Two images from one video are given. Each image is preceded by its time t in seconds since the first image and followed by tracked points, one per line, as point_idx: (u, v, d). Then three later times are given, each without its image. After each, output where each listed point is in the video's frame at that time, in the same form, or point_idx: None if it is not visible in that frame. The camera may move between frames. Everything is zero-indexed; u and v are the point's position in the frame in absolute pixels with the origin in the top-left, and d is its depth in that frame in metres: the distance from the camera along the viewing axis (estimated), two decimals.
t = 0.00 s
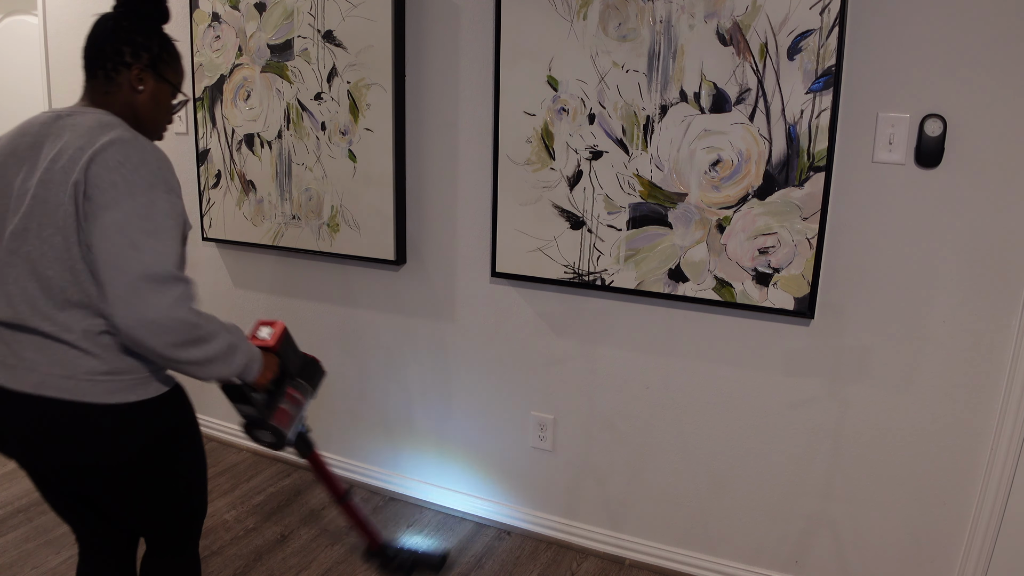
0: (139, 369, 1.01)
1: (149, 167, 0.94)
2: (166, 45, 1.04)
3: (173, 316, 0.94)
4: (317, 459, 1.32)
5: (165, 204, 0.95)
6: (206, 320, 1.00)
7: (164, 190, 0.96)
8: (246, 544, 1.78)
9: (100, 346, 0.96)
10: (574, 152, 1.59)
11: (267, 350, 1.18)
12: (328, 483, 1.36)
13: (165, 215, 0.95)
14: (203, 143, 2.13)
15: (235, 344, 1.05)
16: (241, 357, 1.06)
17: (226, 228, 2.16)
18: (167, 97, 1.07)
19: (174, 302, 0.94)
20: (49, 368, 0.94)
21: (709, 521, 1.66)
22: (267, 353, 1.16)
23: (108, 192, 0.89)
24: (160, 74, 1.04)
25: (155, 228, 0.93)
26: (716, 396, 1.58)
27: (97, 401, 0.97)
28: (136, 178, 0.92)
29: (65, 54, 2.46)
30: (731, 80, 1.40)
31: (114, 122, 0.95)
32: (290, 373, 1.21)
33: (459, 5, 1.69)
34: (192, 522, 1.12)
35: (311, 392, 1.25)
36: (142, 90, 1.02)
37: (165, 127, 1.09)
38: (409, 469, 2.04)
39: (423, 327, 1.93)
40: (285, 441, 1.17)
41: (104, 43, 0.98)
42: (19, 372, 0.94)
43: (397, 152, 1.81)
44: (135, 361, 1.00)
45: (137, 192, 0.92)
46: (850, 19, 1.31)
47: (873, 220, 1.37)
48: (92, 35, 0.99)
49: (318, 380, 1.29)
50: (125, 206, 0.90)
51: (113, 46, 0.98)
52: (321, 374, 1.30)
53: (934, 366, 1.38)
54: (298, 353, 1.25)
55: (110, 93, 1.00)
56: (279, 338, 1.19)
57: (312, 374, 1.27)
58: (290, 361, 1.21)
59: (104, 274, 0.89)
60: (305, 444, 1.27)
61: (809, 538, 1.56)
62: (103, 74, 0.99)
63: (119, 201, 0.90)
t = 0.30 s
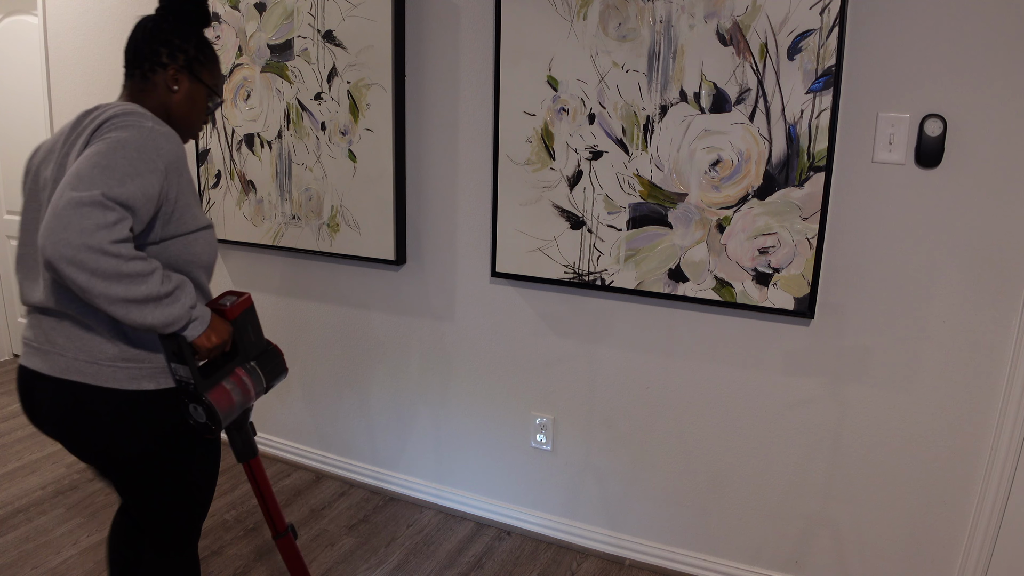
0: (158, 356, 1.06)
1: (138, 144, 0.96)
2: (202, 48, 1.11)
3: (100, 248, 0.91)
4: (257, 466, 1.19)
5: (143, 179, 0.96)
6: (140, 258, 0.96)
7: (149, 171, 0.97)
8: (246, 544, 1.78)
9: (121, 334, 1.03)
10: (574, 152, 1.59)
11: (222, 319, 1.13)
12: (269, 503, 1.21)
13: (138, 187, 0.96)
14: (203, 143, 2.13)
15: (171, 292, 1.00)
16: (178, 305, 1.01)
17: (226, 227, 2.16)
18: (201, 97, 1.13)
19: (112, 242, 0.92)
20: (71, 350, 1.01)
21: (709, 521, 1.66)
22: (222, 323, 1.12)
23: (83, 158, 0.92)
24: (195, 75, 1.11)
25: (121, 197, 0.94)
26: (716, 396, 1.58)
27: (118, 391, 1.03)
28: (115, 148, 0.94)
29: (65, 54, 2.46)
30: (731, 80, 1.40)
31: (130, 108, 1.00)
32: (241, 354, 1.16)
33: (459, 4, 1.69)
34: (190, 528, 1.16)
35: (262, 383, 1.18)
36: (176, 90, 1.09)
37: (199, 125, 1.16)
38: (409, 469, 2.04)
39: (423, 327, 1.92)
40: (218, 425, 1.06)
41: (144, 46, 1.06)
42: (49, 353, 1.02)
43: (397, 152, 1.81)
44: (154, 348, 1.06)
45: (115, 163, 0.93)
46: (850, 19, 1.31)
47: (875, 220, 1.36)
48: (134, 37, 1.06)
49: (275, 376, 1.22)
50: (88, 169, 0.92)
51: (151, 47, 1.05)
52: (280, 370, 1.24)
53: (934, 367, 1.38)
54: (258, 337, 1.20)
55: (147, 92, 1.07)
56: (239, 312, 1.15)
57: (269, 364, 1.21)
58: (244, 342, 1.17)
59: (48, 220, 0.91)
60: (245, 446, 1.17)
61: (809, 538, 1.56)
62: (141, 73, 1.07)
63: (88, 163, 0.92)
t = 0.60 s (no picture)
0: (154, 349, 1.06)
1: (169, 164, 0.98)
2: (223, 52, 1.13)
3: (165, 288, 0.97)
4: (325, 453, 1.18)
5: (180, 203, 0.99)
6: (195, 292, 1.02)
7: (181, 190, 1.00)
8: (246, 544, 1.78)
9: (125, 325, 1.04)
10: (574, 152, 1.59)
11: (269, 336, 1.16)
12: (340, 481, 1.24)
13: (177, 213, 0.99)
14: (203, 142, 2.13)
15: (222, 322, 1.07)
16: (228, 334, 1.07)
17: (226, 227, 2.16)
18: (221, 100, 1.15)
19: (173, 281, 0.98)
20: (79, 337, 1.05)
21: (709, 521, 1.66)
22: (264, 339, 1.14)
23: (122, 184, 0.94)
24: (216, 79, 1.13)
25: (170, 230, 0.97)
26: (716, 396, 1.58)
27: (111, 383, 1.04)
28: (154, 174, 0.96)
29: (65, 54, 2.46)
30: (731, 80, 1.40)
31: (149, 115, 1.00)
32: (291, 365, 1.15)
33: (459, 4, 1.69)
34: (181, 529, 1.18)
35: (314, 391, 1.17)
36: (197, 92, 1.11)
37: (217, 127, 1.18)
38: (409, 468, 2.04)
39: (423, 327, 1.92)
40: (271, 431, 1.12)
41: (168, 49, 1.07)
42: (64, 338, 1.07)
43: (397, 152, 1.80)
44: (148, 340, 1.05)
45: (157, 191, 0.96)
46: (850, 19, 1.31)
47: (875, 221, 1.36)
48: (159, 40, 1.08)
49: (327, 382, 1.18)
50: (131, 199, 0.94)
51: (175, 50, 1.07)
52: (334, 378, 1.20)
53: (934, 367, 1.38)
54: (310, 346, 1.18)
55: (169, 93, 1.09)
56: (282, 327, 1.15)
57: (321, 373, 1.18)
58: (295, 352, 1.16)
59: (103, 254, 0.94)
60: (310, 441, 1.16)
61: (809, 538, 1.56)
62: (164, 75, 1.09)
63: (131, 193, 0.94)
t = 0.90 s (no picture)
0: (163, 335, 1.12)
1: (199, 170, 1.04)
2: (242, 53, 1.15)
3: (233, 287, 1.08)
4: (384, 435, 1.37)
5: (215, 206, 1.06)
6: (253, 292, 1.12)
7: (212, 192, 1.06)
8: (246, 544, 1.78)
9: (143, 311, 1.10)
10: (574, 152, 1.59)
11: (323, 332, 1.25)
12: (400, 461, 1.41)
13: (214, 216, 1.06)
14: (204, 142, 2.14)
15: (281, 319, 1.16)
16: (289, 330, 1.17)
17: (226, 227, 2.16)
18: (240, 98, 1.18)
19: (232, 282, 1.08)
20: (102, 319, 1.13)
21: (709, 522, 1.66)
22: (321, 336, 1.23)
23: (162, 198, 1.01)
24: (235, 78, 1.15)
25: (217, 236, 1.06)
26: (716, 396, 1.58)
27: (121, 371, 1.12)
28: (189, 183, 1.03)
29: (65, 54, 2.46)
30: (731, 80, 1.40)
31: (169, 121, 1.04)
32: (347, 357, 1.26)
33: (459, 4, 1.69)
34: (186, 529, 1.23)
35: (371, 375, 1.28)
36: (217, 91, 1.14)
37: (237, 125, 1.21)
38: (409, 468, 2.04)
39: (423, 327, 1.92)
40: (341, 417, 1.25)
41: (189, 49, 1.10)
42: (92, 319, 1.16)
43: (396, 152, 1.80)
44: (157, 326, 1.11)
45: (195, 199, 1.03)
46: (849, 19, 1.31)
47: (875, 221, 1.37)
48: (182, 40, 1.11)
49: (380, 365, 1.30)
50: (175, 210, 1.01)
51: (196, 50, 1.10)
52: (385, 361, 1.32)
53: (934, 366, 1.38)
54: (360, 336, 1.29)
55: (190, 92, 1.12)
56: (334, 322, 1.25)
57: (374, 359, 1.29)
58: (349, 343, 1.26)
59: (160, 265, 1.03)
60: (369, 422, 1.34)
61: (809, 538, 1.56)
62: (186, 75, 1.12)
63: (173, 204, 1.01)
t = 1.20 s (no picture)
0: (161, 324, 1.13)
1: (205, 166, 1.06)
2: (262, 58, 1.17)
3: (232, 280, 1.07)
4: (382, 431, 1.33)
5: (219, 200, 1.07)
6: (254, 286, 1.11)
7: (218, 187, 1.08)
8: (246, 544, 1.78)
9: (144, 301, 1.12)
10: (574, 152, 1.59)
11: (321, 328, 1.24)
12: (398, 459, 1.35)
13: (218, 210, 1.07)
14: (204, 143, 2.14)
15: (282, 313, 1.16)
16: (290, 324, 1.16)
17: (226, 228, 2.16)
18: (258, 102, 1.19)
19: (231, 276, 1.08)
20: (109, 307, 1.16)
21: (709, 522, 1.66)
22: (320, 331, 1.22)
23: (168, 191, 1.03)
24: (253, 82, 1.16)
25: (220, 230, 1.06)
26: (716, 396, 1.58)
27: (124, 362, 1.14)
28: (194, 177, 1.04)
29: (65, 54, 2.46)
30: (731, 80, 1.40)
31: (183, 119, 1.07)
32: (347, 352, 1.24)
33: (458, 4, 1.69)
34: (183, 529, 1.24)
35: (369, 372, 1.26)
36: (235, 95, 1.15)
37: (255, 128, 1.22)
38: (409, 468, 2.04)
39: (423, 327, 1.93)
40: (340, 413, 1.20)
41: (210, 54, 1.12)
42: (101, 306, 1.19)
43: (396, 152, 1.80)
44: (155, 315, 1.12)
45: (199, 192, 1.04)
46: (849, 19, 1.31)
47: (876, 221, 1.36)
48: (205, 44, 1.13)
49: (378, 362, 1.28)
50: (179, 204, 1.03)
51: (217, 55, 1.12)
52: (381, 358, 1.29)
53: (934, 366, 1.38)
54: (358, 334, 1.27)
55: (209, 95, 1.14)
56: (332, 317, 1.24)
57: (372, 356, 1.27)
58: (347, 339, 1.24)
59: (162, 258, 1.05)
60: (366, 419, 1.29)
61: (809, 538, 1.56)
62: (206, 78, 1.14)
63: (178, 197, 1.03)
